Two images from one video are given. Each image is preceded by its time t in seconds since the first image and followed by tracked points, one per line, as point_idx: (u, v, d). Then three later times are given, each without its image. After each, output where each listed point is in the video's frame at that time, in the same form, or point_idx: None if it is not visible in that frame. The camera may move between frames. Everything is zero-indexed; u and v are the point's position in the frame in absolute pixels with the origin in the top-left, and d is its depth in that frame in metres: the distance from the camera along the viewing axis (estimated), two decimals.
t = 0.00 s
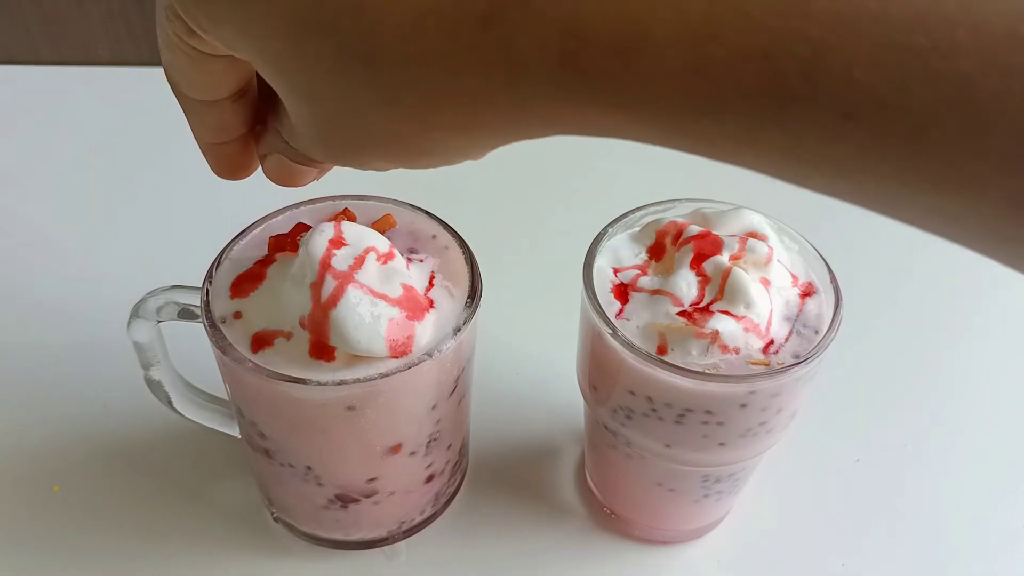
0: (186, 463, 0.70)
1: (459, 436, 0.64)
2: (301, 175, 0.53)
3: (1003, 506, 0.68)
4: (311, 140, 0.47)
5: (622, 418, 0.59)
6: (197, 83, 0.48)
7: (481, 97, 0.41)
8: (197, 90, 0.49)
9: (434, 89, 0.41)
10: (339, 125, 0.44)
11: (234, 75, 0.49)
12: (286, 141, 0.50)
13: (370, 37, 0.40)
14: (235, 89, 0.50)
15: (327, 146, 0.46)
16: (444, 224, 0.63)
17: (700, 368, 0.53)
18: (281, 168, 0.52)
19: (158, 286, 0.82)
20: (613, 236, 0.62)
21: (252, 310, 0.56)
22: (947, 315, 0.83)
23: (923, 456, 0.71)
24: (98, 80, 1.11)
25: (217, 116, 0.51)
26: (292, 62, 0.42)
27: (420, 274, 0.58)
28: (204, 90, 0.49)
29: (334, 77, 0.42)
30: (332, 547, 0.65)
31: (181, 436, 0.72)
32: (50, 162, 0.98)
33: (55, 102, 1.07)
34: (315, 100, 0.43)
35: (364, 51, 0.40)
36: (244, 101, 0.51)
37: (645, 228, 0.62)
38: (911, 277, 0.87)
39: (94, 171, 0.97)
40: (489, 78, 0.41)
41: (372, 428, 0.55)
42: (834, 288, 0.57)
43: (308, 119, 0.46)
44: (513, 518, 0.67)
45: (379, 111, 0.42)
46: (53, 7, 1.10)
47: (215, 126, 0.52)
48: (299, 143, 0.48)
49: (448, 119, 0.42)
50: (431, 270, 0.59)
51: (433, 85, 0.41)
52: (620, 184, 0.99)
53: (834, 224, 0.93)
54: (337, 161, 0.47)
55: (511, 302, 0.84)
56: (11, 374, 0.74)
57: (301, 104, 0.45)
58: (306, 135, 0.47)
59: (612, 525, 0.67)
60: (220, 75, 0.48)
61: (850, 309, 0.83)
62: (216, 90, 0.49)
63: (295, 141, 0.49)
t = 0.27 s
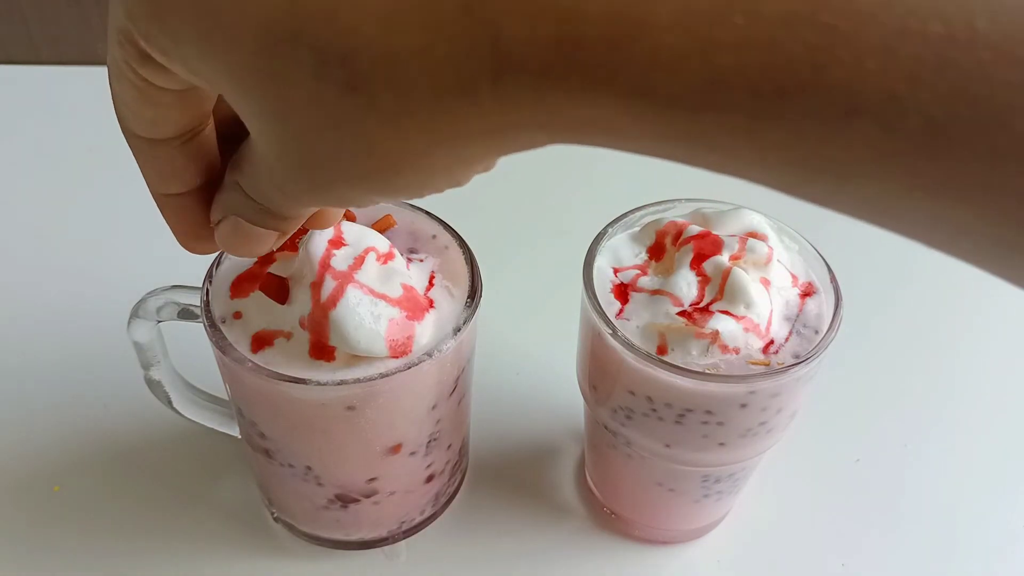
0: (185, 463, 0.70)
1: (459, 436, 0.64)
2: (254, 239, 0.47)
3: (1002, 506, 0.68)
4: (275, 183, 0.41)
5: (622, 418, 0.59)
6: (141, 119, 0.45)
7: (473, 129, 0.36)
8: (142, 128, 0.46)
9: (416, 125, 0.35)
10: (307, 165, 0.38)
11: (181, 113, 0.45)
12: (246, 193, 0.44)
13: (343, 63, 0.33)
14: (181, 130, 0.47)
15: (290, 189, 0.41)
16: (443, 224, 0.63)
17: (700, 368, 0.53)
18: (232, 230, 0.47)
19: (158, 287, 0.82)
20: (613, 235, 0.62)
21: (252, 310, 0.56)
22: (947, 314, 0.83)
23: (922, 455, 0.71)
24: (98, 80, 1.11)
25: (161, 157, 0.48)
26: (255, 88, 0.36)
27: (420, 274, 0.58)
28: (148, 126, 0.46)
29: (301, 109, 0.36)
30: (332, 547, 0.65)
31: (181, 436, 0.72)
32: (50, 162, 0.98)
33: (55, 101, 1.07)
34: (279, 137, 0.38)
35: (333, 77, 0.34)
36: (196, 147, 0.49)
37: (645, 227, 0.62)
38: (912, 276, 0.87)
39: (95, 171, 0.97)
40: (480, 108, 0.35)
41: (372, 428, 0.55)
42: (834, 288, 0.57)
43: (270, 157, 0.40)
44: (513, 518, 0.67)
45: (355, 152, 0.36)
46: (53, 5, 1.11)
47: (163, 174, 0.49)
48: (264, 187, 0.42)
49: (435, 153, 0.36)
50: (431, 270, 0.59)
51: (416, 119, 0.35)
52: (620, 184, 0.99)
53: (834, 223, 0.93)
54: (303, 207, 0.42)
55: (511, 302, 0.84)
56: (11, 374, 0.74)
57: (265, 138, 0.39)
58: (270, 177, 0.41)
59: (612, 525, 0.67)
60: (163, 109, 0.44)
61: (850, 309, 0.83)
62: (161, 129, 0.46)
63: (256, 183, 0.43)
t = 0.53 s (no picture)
0: (185, 463, 0.70)
1: (459, 436, 0.64)
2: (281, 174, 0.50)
3: (1002, 505, 0.68)
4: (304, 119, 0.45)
5: (622, 418, 0.59)
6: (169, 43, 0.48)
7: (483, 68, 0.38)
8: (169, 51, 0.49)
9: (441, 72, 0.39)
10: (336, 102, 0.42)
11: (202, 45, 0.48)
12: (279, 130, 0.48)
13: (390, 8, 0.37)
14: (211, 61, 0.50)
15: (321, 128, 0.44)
16: (443, 224, 0.63)
17: (700, 368, 0.53)
18: (260, 165, 0.51)
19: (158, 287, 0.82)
20: (613, 235, 0.62)
21: (252, 310, 0.56)
22: (947, 314, 0.83)
23: (923, 455, 0.71)
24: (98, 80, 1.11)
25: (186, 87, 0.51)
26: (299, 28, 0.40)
27: (419, 274, 0.58)
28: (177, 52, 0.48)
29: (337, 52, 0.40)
30: (332, 547, 0.65)
31: (181, 436, 0.72)
32: (50, 162, 0.98)
33: (55, 102, 1.07)
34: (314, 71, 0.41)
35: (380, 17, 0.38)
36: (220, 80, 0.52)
37: (645, 228, 0.62)
38: (913, 277, 0.87)
39: (94, 171, 0.97)
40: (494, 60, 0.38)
41: (372, 428, 0.55)
42: (834, 288, 0.57)
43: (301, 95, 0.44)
44: (513, 518, 0.67)
45: (384, 84, 0.40)
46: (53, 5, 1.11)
47: (188, 103, 0.52)
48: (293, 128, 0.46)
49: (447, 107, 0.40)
50: (431, 270, 0.59)
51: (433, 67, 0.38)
52: (620, 184, 0.99)
53: (835, 224, 0.93)
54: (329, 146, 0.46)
55: (511, 302, 0.84)
56: (11, 374, 0.74)
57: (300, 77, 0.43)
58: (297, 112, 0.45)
59: (612, 525, 0.67)
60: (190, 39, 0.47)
61: (850, 309, 0.83)
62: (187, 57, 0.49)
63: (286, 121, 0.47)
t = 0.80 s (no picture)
0: (185, 463, 0.70)
1: (459, 436, 0.64)
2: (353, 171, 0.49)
3: (1002, 505, 0.68)
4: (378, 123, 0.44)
5: (622, 418, 0.59)
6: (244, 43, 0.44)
7: (570, 98, 0.37)
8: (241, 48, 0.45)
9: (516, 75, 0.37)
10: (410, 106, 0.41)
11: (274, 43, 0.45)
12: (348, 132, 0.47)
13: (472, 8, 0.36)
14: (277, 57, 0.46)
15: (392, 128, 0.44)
16: (443, 224, 0.63)
17: (700, 368, 0.53)
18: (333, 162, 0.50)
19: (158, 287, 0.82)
20: (613, 235, 0.62)
21: (251, 311, 0.56)
22: (947, 314, 0.83)
23: (922, 455, 0.71)
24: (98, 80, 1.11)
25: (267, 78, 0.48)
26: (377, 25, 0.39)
27: (419, 274, 0.58)
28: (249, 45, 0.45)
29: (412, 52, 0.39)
30: (332, 547, 0.65)
31: (181, 436, 0.72)
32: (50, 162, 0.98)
33: (55, 102, 1.07)
34: (396, 70, 0.40)
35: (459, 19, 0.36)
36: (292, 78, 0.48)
37: (645, 228, 0.62)
38: (913, 276, 0.87)
39: (94, 171, 0.97)
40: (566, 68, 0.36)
41: (372, 428, 0.55)
42: (834, 288, 0.57)
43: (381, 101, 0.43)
44: (514, 518, 0.67)
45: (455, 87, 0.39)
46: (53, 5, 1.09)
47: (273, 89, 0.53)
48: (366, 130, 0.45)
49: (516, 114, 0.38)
50: (431, 270, 0.59)
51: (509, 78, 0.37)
52: (620, 183, 0.99)
53: (834, 223, 0.93)
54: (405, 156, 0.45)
55: (511, 302, 0.84)
56: (11, 374, 0.75)
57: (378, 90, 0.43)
58: (371, 115, 0.44)
59: (612, 525, 0.67)
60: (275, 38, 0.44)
61: (850, 309, 0.83)
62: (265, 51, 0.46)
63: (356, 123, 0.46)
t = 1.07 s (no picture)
0: (185, 463, 0.70)
1: (460, 436, 0.64)
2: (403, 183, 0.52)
3: (1002, 505, 0.68)
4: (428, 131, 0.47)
5: (622, 418, 0.59)
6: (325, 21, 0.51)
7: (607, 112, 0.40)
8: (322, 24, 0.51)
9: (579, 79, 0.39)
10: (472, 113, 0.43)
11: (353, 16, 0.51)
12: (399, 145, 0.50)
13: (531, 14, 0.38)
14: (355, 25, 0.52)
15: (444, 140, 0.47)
16: (443, 224, 0.63)
17: (700, 368, 0.53)
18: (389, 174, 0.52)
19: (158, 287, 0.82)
20: (613, 235, 0.62)
21: (251, 311, 0.56)
22: (947, 315, 0.83)
23: (922, 455, 0.71)
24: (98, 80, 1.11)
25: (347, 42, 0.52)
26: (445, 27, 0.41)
27: (419, 274, 0.58)
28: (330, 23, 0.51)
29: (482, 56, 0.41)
30: (332, 547, 0.65)
31: (181, 436, 0.72)
32: (50, 163, 0.98)
33: (56, 102, 1.07)
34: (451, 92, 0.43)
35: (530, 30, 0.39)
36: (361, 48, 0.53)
37: (645, 228, 0.62)
38: (913, 277, 0.87)
39: (94, 172, 0.97)
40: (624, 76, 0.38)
41: (372, 428, 0.55)
42: (834, 288, 0.57)
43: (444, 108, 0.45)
44: (514, 518, 0.67)
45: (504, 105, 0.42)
46: (53, 5, 1.09)
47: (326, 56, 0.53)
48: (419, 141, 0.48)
49: (587, 113, 0.40)
50: (431, 270, 0.59)
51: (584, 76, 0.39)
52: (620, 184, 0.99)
53: (835, 224, 0.93)
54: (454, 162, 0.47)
55: (511, 302, 0.84)
56: (11, 374, 0.74)
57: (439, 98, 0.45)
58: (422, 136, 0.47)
59: (613, 525, 0.67)
60: (346, 5, 0.49)
61: (850, 309, 0.83)
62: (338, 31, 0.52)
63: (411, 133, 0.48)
